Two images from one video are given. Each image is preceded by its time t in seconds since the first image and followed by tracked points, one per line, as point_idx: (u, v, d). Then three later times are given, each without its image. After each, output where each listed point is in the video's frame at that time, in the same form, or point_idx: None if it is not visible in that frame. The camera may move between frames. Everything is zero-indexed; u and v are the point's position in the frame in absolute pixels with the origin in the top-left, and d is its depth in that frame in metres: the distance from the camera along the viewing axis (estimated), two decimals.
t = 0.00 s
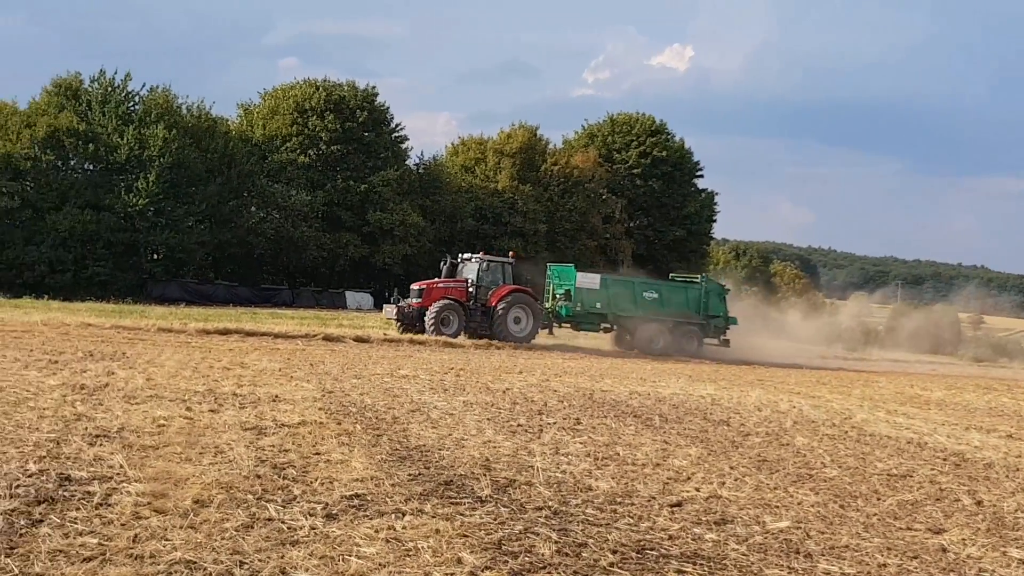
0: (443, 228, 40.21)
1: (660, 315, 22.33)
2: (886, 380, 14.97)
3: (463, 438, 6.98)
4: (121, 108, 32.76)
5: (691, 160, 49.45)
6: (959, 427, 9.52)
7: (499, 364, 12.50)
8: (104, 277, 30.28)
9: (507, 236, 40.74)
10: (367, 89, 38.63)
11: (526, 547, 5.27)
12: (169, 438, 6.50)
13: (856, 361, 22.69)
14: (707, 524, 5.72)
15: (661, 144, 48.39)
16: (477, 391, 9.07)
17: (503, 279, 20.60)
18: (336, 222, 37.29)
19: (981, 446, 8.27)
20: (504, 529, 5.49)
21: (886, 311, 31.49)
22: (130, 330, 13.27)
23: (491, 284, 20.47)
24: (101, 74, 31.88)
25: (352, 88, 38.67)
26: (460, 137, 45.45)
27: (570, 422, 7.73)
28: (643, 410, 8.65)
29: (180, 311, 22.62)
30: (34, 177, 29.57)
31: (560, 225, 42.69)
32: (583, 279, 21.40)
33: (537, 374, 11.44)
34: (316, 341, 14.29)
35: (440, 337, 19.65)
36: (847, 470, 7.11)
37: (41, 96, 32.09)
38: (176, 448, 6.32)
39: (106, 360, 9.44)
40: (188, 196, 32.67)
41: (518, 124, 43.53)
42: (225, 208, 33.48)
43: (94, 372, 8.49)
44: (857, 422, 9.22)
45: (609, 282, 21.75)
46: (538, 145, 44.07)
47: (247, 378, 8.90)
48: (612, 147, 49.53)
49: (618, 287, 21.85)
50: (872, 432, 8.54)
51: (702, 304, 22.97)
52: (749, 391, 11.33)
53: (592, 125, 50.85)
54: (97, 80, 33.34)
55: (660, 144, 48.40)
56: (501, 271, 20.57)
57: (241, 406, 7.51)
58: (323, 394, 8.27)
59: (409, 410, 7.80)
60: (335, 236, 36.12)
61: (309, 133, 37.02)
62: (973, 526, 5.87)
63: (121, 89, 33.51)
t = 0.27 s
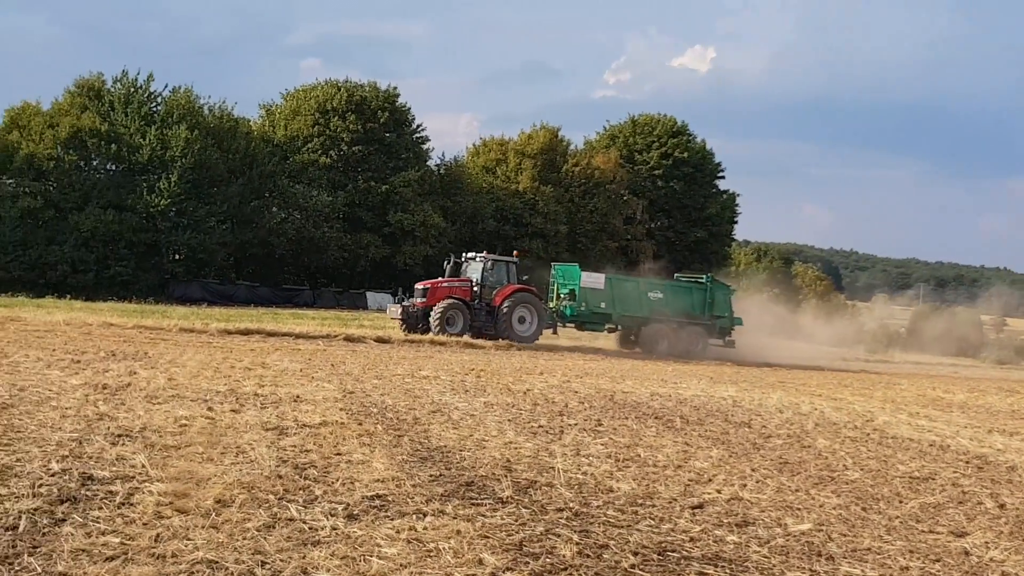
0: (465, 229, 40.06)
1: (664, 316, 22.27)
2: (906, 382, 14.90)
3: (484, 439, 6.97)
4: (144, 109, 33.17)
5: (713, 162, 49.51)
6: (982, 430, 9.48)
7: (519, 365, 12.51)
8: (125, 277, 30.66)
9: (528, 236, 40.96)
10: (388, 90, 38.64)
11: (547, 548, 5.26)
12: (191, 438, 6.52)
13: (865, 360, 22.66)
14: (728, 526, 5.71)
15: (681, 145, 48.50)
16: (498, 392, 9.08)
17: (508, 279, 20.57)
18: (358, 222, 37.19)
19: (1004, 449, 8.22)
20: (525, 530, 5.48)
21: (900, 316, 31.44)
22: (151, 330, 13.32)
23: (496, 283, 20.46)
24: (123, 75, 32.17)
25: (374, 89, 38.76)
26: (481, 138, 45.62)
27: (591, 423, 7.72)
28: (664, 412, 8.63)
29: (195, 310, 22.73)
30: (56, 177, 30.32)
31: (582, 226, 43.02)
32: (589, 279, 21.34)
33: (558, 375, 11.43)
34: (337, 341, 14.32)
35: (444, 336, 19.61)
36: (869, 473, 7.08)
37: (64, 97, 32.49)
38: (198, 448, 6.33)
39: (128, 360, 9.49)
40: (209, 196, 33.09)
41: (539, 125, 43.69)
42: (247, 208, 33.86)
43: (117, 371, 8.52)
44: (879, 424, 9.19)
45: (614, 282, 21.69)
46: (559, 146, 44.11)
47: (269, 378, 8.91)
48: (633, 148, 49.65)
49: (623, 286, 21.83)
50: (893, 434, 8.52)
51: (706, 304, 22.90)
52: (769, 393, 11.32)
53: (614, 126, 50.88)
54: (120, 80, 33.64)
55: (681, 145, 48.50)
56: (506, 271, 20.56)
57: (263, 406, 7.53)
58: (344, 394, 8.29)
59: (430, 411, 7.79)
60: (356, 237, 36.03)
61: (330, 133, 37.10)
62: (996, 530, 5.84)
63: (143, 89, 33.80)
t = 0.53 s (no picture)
0: (487, 230, 40.00)
1: (671, 315, 22.18)
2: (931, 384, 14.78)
3: (508, 440, 6.97)
4: (168, 110, 33.30)
5: (736, 162, 49.43)
6: (1008, 431, 9.43)
7: (541, 366, 12.50)
8: (150, 278, 30.87)
9: (551, 237, 40.70)
10: (411, 91, 38.40)
11: (571, 549, 5.26)
12: (215, 439, 6.53)
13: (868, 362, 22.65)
14: (753, 528, 5.69)
15: (705, 146, 48.40)
16: (521, 392, 9.08)
17: (515, 279, 20.55)
18: (381, 224, 36.96)
19: None
20: (549, 531, 5.48)
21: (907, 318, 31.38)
22: (174, 331, 13.36)
23: (503, 283, 20.43)
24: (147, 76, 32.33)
25: (397, 89, 38.38)
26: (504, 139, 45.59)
27: (615, 424, 7.71)
28: (688, 413, 8.62)
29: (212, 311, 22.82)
30: (80, 178, 30.69)
31: (604, 228, 42.96)
32: (595, 279, 21.33)
33: (582, 376, 11.41)
34: (360, 342, 14.32)
35: (451, 335, 19.57)
36: (893, 473, 7.07)
37: (88, 99, 32.82)
38: (222, 449, 6.35)
39: (153, 360, 9.52)
40: (233, 198, 33.22)
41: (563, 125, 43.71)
42: (270, 210, 33.87)
43: (141, 372, 8.55)
44: (904, 426, 9.16)
45: (621, 282, 21.64)
46: (582, 147, 43.98)
47: (293, 379, 8.92)
48: (656, 149, 49.55)
49: (630, 286, 21.75)
50: (918, 435, 8.50)
51: (714, 304, 22.65)
52: (794, 395, 11.27)
53: (637, 127, 50.74)
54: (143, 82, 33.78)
55: (704, 146, 48.39)
56: (513, 271, 20.54)
57: (286, 407, 7.53)
58: (367, 395, 8.29)
59: (454, 412, 7.79)
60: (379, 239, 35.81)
61: (354, 134, 36.93)
62: (1023, 531, 5.82)
63: (167, 91, 33.90)
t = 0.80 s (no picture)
0: (497, 232, 39.90)
1: (666, 316, 22.13)
2: (944, 385, 14.71)
3: (518, 442, 6.96)
4: (178, 113, 33.28)
5: (746, 163, 49.54)
6: (1021, 433, 9.41)
7: (552, 368, 12.50)
8: (160, 280, 30.86)
9: (561, 239, 40.67)
10: (421, 93, 38.41)
11: (582, 551, 5.25)
12: (226, 441, 6.53)
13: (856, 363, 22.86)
14: (764, 530, 5.68)
15: (715, 147, 48.53)
16: (532, 395, 9.08)
17: (509, 279, 20.56)
18: (391, 226, 37.09)
19: None
20: (559, 533, 5.47)
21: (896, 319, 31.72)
22: (185, 333, 13.37)
23: (497, 283, 20.41)
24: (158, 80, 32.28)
25: (407, 92, 38.60)
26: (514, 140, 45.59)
27: (625, 426, 7.70)
28: (699, 415, 8.61)
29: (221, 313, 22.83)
30: (91, 181, 30.64)
31: (615, 229, 42.75)
32: (589, 279, 21.16)
33: (593, 378, 11.40)
34: (371, 344, 14.31)
35: (445, 336, 19.53)
36: (905, 475, 7.05)
37: (98, 102, 32.80)
38: (233, 452, 6.35)
39: (164, 363, 9.52)
40: (244, 200, 33.13)
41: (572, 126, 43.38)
42: (281, 213, 33.89)
43: (152, 375, 8.55)
44: (915, 427, 9.14)
45: (615, 282, 21.51)
46: (593, 147, 43.93)
47: (303, 381, 8.92)
48: (666, 150, 49.73)
49: (624, 287, 21.66)
50: (930, 437, 8.48)
51: (708, 304, 22.69)
52: (805, 396, 11.25)
53: (647, 128, 50.88)
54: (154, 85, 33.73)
55: (715, 147, 48.52)
56: (507, 271, 20.55)
57: (297, 409, 7.52)
58: (377, 397, 8.30)
59: (464, 414, 7.78)
60: (390, 241, 36.08)
61: (364, 137, 37.22)
62: None
63: (178, 94, 33.90)
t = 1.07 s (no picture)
0: (500, 233, 39.38)
1: (651, 315, 22.17)
2: (948, 385, 14.65)
3: (522, 444, 6.96)
4: (180, 116, 33.48)
5: (749, 163, 49.69)
6: None
7: (555, 369, 12.49)
8: (164, 284, 30.88)
9: (564, 240, 40.72)
10: (423, 95, 38.33)
11: (586, 553, 5.24)
12: (230, 444, 6.53)
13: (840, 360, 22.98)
14: (768, 530, 5.68)
15: (718, 147, 48.85)
16: (535, 396, 9.09)
17: (494, 279, 20.52)
18: (393, 228, 36.94)
19: None
20: (563, 534, 5.47)
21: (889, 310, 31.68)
22: (188, 336, 13.38)
23: (483, 283, 20.36)
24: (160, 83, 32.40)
25: (409, 94, 38.51)
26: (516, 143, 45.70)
27: (629, 427, 7.70)
28: (701, 415, 8.61)
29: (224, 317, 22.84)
30: (94, 185, 30.87)
31: (618, 230, 42.73)
32: (574, 278, 21.11)
33: (596, 379, 11.38)
34: (375, 347, 14.29)
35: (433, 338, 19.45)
36: (909, 475, 7.04)
37: (101, 106, 32.98)
38: (237, 455, 6.35)
39: (168, 367, 9.52)
40: (246, 204, 33.25)
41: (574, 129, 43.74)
42: (283, 215, 33.79)
43: (156, 378, 8.55)
44: (918, 426, 9.12)
45: (600, 282, 21.45)
46: (594, 149, 44.03)
47: (307, 384, 8.90)
48: (668, 151, 50.09)
49: (610, 286, 21.63)
50: (933, 436, 8.47)
51: (693, 303, 22.81)
52: (808, 396, 11.26)
53: (649, 129, 51.12)
54: (156, 88, 33.77)
55: (718, 147, 48.86)
56: (492, 271, 20.52)
57: (300, 412, 7.52)
58: (381, 400, 8.30)
59: (467, 416, 7.78)
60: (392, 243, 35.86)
61: (366, 139, 37.20)
62: None
63: (179, 98, 34.08)
